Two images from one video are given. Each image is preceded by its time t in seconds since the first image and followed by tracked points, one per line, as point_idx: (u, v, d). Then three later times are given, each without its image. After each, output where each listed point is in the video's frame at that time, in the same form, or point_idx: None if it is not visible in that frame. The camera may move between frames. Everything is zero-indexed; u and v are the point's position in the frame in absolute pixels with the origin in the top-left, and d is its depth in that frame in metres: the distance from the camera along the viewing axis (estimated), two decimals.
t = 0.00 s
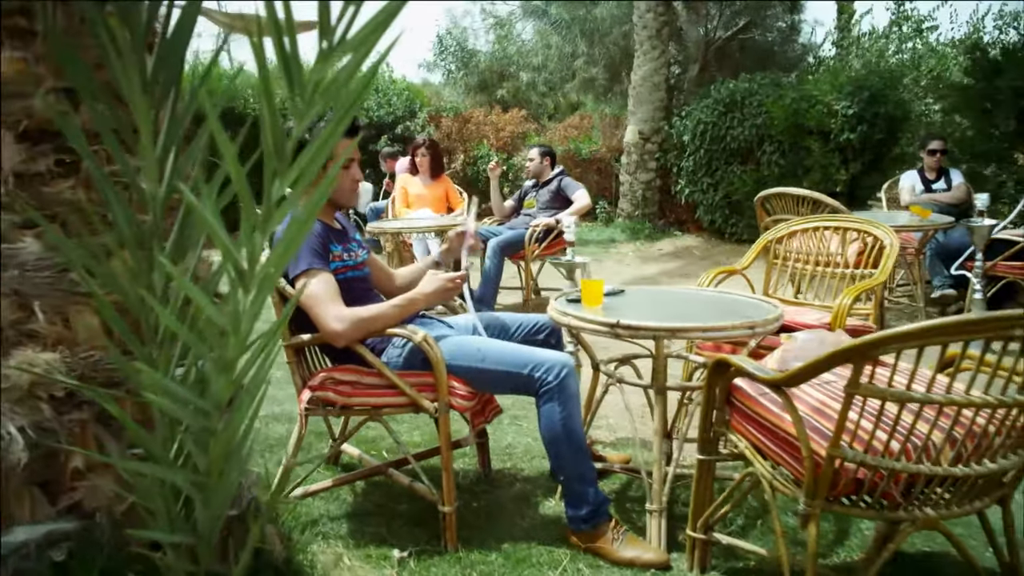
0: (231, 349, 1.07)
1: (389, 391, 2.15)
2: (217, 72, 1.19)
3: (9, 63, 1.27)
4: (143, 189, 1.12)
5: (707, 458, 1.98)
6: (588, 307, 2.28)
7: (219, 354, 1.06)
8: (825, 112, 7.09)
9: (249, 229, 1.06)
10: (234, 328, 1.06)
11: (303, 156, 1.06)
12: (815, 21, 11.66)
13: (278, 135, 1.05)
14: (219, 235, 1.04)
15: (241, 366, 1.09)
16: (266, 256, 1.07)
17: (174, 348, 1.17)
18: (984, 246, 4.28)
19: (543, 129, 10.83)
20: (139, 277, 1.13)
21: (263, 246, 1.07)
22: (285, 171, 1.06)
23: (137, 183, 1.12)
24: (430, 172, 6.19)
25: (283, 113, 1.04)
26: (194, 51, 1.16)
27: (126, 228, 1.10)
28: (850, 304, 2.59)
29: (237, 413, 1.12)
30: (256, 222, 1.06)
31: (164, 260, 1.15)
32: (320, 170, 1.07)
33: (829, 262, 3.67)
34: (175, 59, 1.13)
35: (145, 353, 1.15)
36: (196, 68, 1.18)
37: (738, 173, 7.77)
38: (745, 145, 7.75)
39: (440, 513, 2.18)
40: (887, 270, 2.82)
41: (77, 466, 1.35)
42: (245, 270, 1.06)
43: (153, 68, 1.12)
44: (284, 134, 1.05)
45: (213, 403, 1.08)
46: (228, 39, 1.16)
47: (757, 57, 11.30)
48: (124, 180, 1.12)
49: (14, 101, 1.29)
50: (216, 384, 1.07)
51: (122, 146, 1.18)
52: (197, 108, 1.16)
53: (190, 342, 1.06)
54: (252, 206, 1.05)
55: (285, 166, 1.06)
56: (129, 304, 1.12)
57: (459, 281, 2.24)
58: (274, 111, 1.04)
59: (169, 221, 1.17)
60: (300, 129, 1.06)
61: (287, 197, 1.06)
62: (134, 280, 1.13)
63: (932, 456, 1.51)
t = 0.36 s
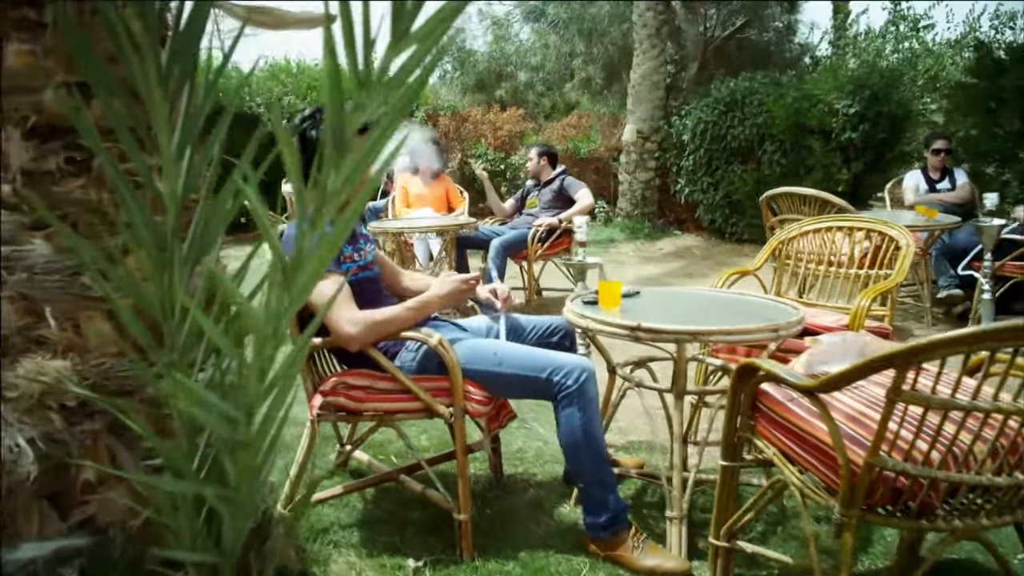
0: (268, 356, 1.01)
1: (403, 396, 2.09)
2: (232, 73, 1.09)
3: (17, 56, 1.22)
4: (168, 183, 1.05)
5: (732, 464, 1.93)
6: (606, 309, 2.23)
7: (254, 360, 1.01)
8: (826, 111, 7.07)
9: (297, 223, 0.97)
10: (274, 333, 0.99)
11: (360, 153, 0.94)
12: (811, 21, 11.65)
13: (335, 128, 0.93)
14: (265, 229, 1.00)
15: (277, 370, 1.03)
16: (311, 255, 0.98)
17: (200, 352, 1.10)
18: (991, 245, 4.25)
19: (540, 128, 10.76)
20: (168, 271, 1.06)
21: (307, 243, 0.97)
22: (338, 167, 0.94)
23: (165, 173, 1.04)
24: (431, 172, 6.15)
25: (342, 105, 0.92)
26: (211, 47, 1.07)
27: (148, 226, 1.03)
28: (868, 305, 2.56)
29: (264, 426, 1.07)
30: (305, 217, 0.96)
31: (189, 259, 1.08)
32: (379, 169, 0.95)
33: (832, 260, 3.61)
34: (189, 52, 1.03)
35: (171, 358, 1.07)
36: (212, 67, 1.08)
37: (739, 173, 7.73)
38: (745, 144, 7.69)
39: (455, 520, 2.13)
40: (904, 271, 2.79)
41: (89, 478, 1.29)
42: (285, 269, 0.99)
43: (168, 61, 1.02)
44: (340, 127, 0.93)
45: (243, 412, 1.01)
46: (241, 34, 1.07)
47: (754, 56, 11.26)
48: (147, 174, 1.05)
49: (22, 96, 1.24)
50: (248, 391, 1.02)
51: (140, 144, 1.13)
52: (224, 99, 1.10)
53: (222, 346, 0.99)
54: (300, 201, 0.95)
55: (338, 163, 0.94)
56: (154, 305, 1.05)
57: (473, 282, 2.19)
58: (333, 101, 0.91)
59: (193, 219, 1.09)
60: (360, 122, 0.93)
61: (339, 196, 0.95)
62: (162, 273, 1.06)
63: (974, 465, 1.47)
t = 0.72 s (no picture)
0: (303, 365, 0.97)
1: (415, 400, 2.03)
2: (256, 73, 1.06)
3: (23, 48, 1.15)
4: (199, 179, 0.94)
5: (754, 470, 1.88)
6: (622, 311, 2.19)
7: (292, 369, 0.96)
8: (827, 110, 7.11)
9: (343, 230, 0.90)
10: (310, 341, 0.96)
11: (413, 163, 0.84)
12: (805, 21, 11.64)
13: (390, 133, 0.83)
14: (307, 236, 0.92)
15: (314, 380, 0.99)
16: (357, 265, 0.91)
17: (229, 357, 1.03)
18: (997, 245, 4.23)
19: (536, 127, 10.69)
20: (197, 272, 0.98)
21: (351, 254, 0.90)
22: (388, 176, 0.86)
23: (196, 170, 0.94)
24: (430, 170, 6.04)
25: (395, 107, 0.82)
26: (236, 48, 1.04)
27: (177, 225, 0.97)
28: (885, 307, 2.53)
29: (296, 442, 1.01)
30: (352, 224, 0.89)
31: (218, 261, 1.02)
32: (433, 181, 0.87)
33: (839, 260, 3.59)
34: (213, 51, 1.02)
35: (200, 366, 0.99)
36: (238, 70, 1.04)
37: (738, 172, 7.71)
38: (744, 143, 7.68)
39: (469, 528, 2.08)
40: (919, 272, 2.77)
41: (99, 493, 1.23)
42: (329, 279, 0.92)
43: (202, 59, 1.01)
44: (394, 133, 0.83)
45: (276, 426, 0.97)
46: (274, 22, 1.01)
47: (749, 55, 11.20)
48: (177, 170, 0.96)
49: (31, 91, 1.17)
50: (282, 404, 0.97)
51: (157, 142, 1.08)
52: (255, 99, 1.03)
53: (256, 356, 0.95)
54: (347, 209, 0.87)
55: (388, 172, 0.86)
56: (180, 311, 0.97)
57: (487, 283, 2.13)
58: (386, 103, 0.82)
59: (224, 216, 1.03)
60: (415, 129, 0.83)
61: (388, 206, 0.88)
62: (189, 276, 0.97)
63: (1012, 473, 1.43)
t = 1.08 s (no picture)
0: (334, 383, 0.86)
1: (428, 405, 1.99)
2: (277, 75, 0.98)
3: (29, 41, 1.10)
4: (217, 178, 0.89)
5: (775, 476, 1.85)
6: (636, 313, 2.16)
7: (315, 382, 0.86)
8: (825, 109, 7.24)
9: (373, 233, 0.78)
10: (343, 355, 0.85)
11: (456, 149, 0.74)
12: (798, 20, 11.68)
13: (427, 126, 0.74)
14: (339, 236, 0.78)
15: (343, 397, 0.88)
16: (393, 268, 0.79)
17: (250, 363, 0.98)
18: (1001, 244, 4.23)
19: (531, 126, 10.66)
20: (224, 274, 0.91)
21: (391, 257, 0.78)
22: (430, 165, 0.75)
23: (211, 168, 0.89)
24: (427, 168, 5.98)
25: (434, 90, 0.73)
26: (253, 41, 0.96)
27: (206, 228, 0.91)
28: (900, 308, 2.50)
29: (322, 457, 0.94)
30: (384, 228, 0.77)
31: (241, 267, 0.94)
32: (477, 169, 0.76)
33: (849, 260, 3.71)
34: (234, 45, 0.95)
35: (222, 374, 0.93)
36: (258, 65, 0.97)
37: (736, 171, 7.71)
38: (742, 142, 7.68)
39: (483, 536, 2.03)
40: (932, 272, 2.75)
41: (109, 508, 1.17)
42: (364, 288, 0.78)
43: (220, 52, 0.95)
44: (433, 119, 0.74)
45: (303, 444, 0.88)
46: (293, 16, 0.90)
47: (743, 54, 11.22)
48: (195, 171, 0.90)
49: (36, 85, 1.12)
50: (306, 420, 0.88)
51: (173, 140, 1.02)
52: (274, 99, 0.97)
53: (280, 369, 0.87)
54: (380, 209, 0.76)
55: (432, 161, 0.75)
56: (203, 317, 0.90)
57: (500, 285, 2.08)
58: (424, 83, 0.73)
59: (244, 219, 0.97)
60: (454, 119, 0.74)
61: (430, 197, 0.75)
62: (214, 282, 0.90)
63: None
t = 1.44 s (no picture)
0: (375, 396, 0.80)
1: (440, 411, 1.95)
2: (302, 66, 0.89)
3: (35, 33, 1.04)
4: (241, 182, 0.77)
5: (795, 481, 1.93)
6: (652, 315, 2.15)
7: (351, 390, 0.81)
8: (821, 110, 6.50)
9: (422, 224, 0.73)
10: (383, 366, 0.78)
11: (519, 140, 0.67)
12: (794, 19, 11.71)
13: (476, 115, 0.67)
14: (391, 235, 0.73)
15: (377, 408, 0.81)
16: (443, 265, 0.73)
17: (283, 378, 0.88)
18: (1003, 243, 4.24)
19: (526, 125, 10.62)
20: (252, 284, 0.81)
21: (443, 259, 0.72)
22: (491, 159, 0.67)
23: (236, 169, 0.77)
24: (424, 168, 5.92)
25: (499, 67, 0.65)
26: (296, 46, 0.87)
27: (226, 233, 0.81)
28: (914, 309, 2.49)
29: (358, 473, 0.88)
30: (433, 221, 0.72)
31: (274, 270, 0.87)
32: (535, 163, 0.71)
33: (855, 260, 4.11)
34: (268, 23, 0.85)
35: (251, 395, 0.83)
36: (285, 64, 0.87)
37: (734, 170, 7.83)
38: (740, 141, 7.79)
39: (495, 544, 1.99)
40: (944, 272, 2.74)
41: (121, 523, 1.12)
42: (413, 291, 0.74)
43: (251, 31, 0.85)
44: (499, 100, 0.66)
45: (338, 459, 0.82)
46: (323, 8, 0.84)
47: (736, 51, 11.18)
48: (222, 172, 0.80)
49: (44, 79, 1.06)
50: (342, 431, 0.81)
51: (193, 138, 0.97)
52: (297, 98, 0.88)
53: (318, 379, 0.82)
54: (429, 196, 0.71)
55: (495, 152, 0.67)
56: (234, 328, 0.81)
57: (513, 287, 2.03)
58: (489, 64, 0.65)
59: (278, 225, 0.88)
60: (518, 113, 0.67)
61: (490, 197, 0.69)
62: (242, 291, 0.81)
63: None
